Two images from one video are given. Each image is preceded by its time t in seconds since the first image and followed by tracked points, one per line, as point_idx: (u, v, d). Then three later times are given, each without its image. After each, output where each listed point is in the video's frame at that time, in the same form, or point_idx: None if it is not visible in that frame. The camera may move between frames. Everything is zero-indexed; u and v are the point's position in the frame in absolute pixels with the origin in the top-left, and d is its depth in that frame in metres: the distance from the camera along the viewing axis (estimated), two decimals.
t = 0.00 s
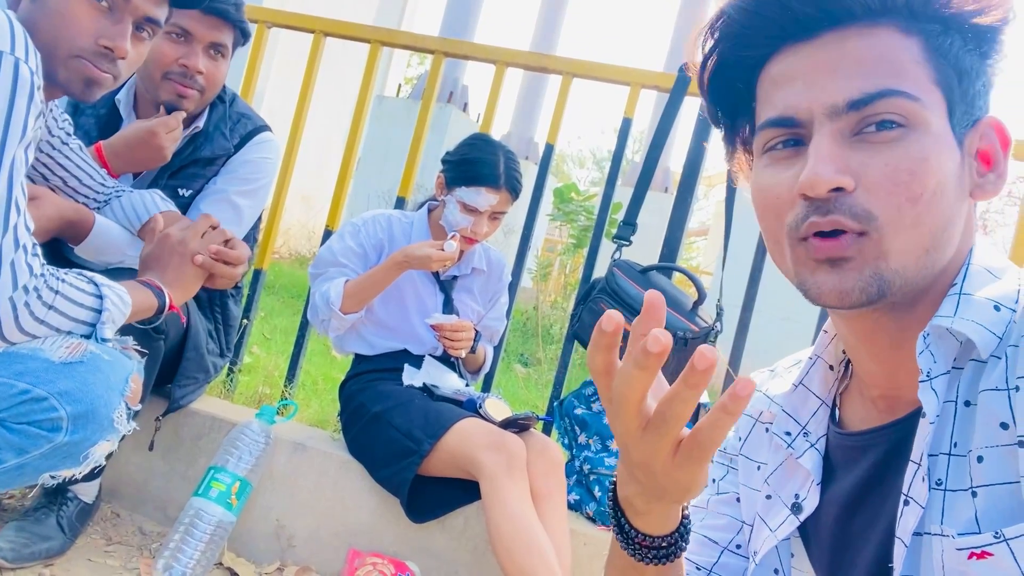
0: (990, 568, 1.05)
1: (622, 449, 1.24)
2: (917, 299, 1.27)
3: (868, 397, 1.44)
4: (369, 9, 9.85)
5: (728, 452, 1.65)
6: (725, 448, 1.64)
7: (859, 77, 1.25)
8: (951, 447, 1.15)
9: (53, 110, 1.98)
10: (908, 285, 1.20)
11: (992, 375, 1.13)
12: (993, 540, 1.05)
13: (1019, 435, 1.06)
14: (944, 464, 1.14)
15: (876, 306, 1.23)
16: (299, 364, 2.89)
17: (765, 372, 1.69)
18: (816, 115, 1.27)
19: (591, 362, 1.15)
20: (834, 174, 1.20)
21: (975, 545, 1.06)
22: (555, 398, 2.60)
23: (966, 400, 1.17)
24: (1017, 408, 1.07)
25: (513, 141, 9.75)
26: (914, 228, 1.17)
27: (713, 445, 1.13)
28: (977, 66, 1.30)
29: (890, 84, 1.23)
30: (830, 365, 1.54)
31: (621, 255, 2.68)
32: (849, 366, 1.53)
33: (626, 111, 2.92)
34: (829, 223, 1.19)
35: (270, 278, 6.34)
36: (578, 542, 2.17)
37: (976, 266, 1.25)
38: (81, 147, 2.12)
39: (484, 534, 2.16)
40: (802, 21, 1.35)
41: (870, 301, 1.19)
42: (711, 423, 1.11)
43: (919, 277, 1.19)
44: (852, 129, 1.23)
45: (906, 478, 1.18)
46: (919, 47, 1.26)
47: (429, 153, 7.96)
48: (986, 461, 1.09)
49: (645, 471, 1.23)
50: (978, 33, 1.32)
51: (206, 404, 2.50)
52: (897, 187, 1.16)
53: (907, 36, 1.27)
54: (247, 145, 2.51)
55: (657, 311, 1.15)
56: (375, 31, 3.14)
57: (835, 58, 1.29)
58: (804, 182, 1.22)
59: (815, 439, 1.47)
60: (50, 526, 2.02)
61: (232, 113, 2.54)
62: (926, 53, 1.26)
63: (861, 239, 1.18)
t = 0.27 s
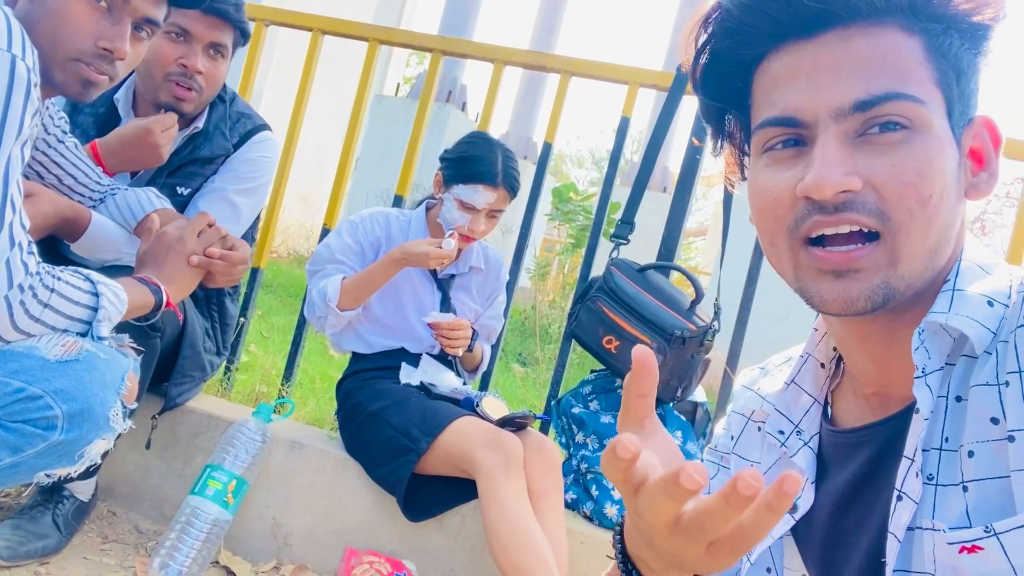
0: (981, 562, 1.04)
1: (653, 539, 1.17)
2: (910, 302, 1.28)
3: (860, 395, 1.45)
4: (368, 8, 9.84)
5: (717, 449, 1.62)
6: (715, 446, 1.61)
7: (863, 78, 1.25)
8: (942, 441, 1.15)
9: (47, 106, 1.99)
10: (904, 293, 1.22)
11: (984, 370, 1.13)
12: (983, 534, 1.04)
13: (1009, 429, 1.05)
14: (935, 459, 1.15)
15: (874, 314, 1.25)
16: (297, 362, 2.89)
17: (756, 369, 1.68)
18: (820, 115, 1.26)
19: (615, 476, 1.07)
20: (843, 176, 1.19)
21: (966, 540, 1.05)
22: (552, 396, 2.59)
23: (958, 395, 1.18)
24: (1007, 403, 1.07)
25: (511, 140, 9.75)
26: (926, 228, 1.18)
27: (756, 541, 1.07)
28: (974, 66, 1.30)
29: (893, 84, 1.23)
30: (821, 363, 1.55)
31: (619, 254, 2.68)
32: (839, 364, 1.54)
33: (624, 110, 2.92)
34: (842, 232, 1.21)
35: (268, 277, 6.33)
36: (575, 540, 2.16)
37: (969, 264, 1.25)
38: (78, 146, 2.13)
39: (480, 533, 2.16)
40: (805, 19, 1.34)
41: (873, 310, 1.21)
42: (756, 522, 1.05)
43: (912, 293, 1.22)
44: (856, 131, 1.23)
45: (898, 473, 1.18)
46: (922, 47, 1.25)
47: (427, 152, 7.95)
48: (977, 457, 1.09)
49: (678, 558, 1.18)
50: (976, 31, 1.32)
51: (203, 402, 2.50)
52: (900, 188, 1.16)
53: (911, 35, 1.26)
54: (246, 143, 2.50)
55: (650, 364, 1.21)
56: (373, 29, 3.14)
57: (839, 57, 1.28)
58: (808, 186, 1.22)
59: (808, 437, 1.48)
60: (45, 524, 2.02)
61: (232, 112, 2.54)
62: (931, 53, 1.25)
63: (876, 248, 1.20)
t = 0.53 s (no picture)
0: (974, 556, 1.05)
1: (657, 534, 1.18)
2: (903, 302, 1.29)
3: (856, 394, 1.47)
4: (368, 8, 9.85)
5: (715, 446, 1.65)
6: (712, 442, 1.64)
7: (862, 82, 1.25)
8: (935, 437, 1.16)
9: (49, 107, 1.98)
10: (902, 288, 1.23)
11: (977, 366, 1.14)
12: (976, 528, 1.04)
13: (1001, 425, 1.07)
14: (929, 454, 1.16)
15: (871, 310, 1.27)
16: (297, 361, 2.90)
17: (754, 368, 1.69)
18: (819, 119, 1.26)
19: (625, 467, 1.09)
20: (842, 181, 1.20)
21: (958, 534, 1.06)
22: (551, 396, 2.60)
23: (951, 391, 1.18)
24: (1000, 399, 1.08)
25: (511, 140, 9.75)
26: (920, 232, 1.19)
27: (761, 540, 1.09)
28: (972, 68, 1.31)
29: (894, 88, 1.23)
30: (818, 361, 1.57)
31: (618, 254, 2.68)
32: (836, 361, 1.55)
33: (623, 111, 2.93)
34: (839, 238, 1.21)
35: (268, 275, 6.33)
36: (574, 539, 2.17)
37: (964, 262, 1.26)
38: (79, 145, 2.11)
39: (479, 532, 2.16)
40: (805, 22, 1.34)
41: (873, 302, 1.22)
42: (764, 521, 1.07)
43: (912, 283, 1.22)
44: (855, 135, 1.23)
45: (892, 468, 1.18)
46: (922, 50, 1.26)
47: (427, 152, 7.96)
48: (970, 452, 1.10)
49: (682, 555, 1.19)
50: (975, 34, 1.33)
51: (202, 400, 2.51)
52: (897, 191, 1.17)
53: (911, 38, 1.27)
54: (248, 144, 2.51)
55: (665, 363, 1.23)
56: (373, 29, 3.14)
57: (838, 61, 1.28)
58: (809, 190, 1.22)
59: (803, 434, 1.49)
60: (45, 522, 2.03)
61: (234, 113, 2.55)
62: (930, 56, 1.26)
63: (871, 241, 1.19)
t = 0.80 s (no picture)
0: (982, 560, 1.05)
1: (658, 527, 1.19)
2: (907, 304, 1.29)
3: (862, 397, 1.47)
4: (369, 7, 9.84)
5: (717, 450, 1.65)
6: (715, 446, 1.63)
7: (870, 84, 1.25)
8: (941, 441, 1.16)
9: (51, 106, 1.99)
10: (908, 293, 1.22)
11: (985, 369, 1.14)
12: (985, 533, 1.04)
13: (1008, 428, 1.06)
14: (935, 457, 1.15)
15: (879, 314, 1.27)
16: (298, 361, 2.90)
17: (757, 371, 1.69)
18: (826, 121, 1.26)
19: (624, 453, 1.10)
20: (847, 183, 1.20)
21: (967, 538, 1.06)
22: (552, 396, 2.60)
23: (957, 394, 1.18)
24: (1007, 402, 1.08)
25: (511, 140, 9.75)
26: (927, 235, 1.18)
27: (759, 534, 1.08)
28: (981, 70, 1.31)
29: (903, 90, 1.23)
30: (821, 364, 1.57)
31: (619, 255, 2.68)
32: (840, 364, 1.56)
33: (625, 111, 2.93)
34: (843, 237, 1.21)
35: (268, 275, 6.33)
36: (575, 540, 2.17)
37: (972, 265, 1.26)
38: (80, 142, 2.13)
39: (480, 533, 2.16)
40: (812, 24, 1.34)
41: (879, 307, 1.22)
42: (761, 513, 1.05)
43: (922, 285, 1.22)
44: (862, 136, 1.23)
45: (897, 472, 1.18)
46: (932, 53, 1.25)
47: (427, 152, 7.95)
48: (977, 455, 1.10)
49: (681, 549, 1.19)
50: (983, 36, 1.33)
51: (203, 400, 2.50)
52: (904, 194, 1.17)
53: (920, 40, 1.27)
54: (252, 144, 2.51)
55: (671, 358, 1.22)
56: (374, 29, 3.14)
57: (845, 64, 1.28)
58: (814, 192, 1.23)
59: (806, 437, 1.49)
60: (46, 521, 2.02)
61: (237, 113, 2.55)
62: (940, 58, 1.25)
63: (876, 245, 1.20)
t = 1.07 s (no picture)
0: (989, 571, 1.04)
1: (650, 524, 1.19)
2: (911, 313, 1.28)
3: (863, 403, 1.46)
4: (370, 7, 9.84)
5: (716, 459, 1.65)
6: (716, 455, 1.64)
7: (871, 94, 1.25)
8: (943, 450, 1.15)
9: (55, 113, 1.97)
10: (908, 305, 1.22)
11: (988, 379, 1.14)
12: (993, 544, 1.04)
13: (1012, 438, 1.06)
14: (937, 466, 1.15)
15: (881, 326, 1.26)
16: (299, 364, 2.89)
17: (756, 379, 1.68)
18: (831, 129, 1.26)
19: (613, 446, 1.11)
20: (847, 194, 1.19)
21: (975, 549, 1.06)
22: (554, 400, 2.60)
23: (959, 403, 1.17)
24: (1010, 411, 1.07)
25: (513, 140, 9.75)
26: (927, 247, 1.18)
27: (748, 530, 1.08)
28: (984, 79, 1.30)
29: (904, 100, 1.22)
30: (821, 372, 1.56)
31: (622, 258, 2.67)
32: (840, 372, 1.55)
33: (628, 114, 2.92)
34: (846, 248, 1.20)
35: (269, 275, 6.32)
36: (577, 545, 2.16)
37: (976, 274, 1.25)
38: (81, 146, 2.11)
39: (482, 538, 2.15)
40: (817, 31, 1.33)
41: (879, 321, 1.22)
42: (749, 510, 1.06)
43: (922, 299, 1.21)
44: (862, 147, 1.23)
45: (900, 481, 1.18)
46: (934, 63, 1.25)
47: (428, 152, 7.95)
48: (980, 465, 1.10)
49: (673, 548, 1.19)
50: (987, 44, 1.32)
51: (204, 403, 2.49)
52: (905, 204, 1.17)
53: (921, 50, 1.26)
54: (254, 146, 2.50)
55: (667, 359, 1.21)
56: (377, 31, 3.13)
57: (846, 74, 1.28)
58: (813, 202, 1.22)
59: (804, 445, 1.49)
60: (47, 524, 2.02)
61: (240, 115, 2.54)
62: (941, 68, 1.25)
63: (876, 257, 1.19)
